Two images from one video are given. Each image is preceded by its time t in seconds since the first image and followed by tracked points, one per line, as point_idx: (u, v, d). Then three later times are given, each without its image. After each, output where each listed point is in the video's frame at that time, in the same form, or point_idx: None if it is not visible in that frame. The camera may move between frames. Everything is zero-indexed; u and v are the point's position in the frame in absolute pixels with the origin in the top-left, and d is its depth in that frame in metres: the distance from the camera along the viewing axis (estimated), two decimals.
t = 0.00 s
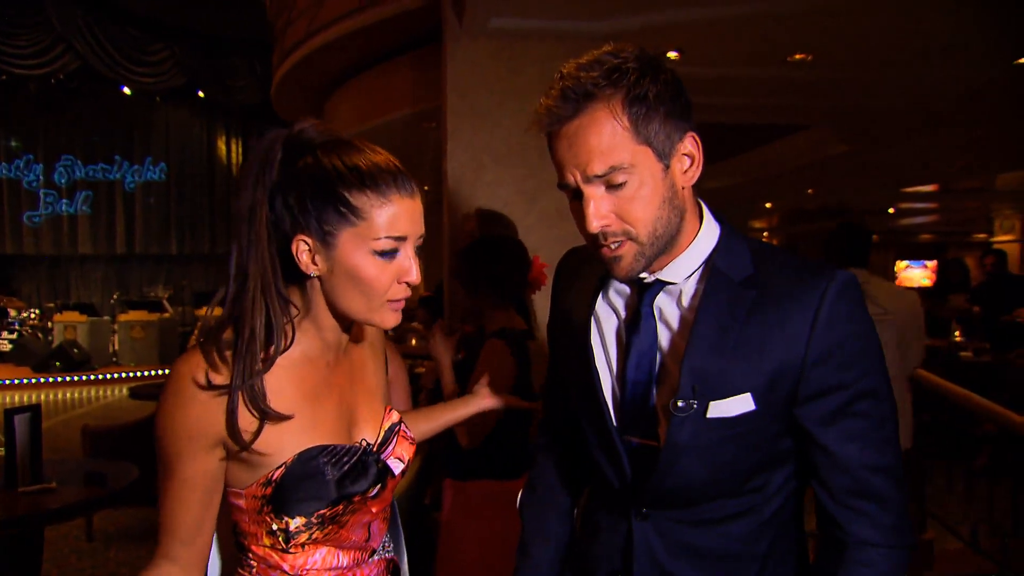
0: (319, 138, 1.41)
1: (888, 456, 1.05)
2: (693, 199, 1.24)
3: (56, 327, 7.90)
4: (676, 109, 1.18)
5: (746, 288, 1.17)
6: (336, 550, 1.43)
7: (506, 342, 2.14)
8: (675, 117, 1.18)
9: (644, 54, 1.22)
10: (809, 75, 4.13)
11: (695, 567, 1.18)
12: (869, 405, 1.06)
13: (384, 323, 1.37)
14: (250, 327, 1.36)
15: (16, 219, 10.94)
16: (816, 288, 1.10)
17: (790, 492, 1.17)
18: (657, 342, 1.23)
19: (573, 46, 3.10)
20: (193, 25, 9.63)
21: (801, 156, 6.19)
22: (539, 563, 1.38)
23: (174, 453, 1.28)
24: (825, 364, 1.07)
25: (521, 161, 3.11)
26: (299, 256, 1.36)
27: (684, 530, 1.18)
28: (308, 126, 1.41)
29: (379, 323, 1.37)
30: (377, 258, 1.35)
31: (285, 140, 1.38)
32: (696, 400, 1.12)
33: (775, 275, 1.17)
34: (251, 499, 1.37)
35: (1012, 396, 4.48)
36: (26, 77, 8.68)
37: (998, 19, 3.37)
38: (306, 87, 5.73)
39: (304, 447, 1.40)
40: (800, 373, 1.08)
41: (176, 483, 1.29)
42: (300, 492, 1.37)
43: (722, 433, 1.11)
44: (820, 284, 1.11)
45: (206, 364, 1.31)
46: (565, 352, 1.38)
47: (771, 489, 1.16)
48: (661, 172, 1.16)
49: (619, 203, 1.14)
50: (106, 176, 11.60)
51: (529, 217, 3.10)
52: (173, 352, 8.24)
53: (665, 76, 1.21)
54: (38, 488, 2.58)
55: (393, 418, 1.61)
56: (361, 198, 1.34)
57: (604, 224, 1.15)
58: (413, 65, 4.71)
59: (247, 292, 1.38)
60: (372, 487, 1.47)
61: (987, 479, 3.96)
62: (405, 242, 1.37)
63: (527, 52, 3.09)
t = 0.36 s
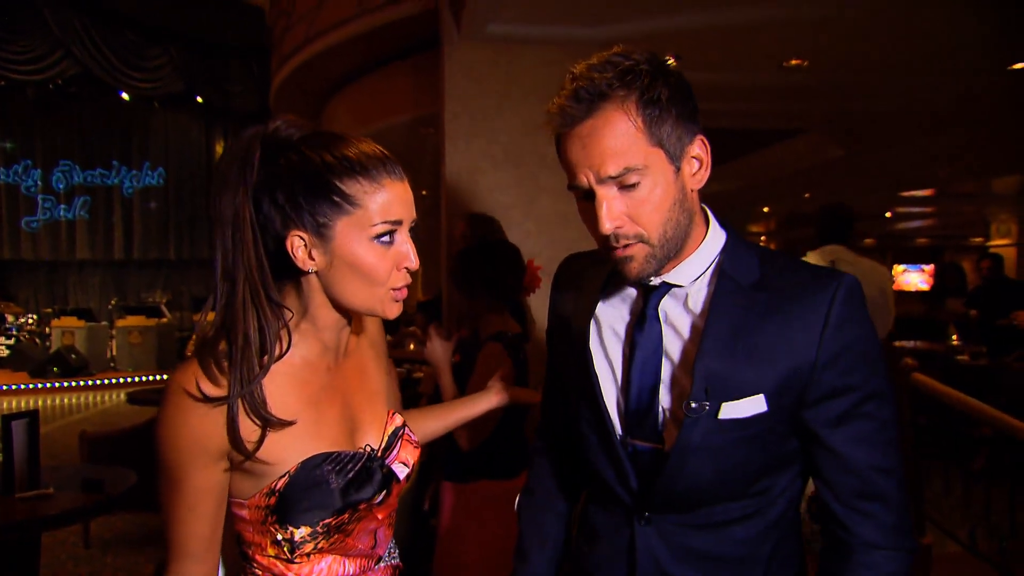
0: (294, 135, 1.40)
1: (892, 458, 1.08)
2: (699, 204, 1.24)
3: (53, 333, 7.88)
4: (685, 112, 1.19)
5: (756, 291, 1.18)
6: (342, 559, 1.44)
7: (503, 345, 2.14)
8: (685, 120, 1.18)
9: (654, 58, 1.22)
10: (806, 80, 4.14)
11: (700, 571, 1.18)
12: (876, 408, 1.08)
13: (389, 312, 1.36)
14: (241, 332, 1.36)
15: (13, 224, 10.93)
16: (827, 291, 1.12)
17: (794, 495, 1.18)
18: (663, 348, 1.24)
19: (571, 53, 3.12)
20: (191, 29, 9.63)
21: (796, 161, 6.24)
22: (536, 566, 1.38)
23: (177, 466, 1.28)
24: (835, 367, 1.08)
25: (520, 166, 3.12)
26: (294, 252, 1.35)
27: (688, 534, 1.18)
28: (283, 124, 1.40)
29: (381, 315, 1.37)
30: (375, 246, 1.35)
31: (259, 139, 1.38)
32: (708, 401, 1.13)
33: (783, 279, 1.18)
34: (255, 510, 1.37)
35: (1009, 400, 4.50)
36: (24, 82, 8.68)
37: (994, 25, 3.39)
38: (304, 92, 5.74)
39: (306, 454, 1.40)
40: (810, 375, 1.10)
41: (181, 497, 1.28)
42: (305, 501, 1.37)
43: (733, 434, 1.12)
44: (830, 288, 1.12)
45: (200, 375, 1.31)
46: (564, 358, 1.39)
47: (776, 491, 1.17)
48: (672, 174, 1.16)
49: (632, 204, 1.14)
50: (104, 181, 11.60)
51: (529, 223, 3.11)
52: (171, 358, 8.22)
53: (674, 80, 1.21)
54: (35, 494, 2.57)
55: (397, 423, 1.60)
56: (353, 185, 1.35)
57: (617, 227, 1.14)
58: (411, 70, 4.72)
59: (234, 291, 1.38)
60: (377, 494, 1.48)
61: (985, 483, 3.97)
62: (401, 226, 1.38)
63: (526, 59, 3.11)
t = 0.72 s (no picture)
0: (307, 139, 1.41)
1: (901, 461, 1.07)
2: (711, 207, 1.24)
3: (60, 334, 7.93)
4: (698, 115, 1.19)
5: (768, 292, 1.18)
6: (342, 561, 1.44)
7: (506, 347, 2.15)
8: (698, 123, 1.19)
9: (666, 61, 1.22)
10: (811, 83, 4.14)
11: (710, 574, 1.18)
12: (886, 410, 1.08)
13: (397, 318, 1.37)
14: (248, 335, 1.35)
15: (21, 224, 10.92)
16: (839, 293, 1.11)
17: (804, 497, 1.18)
18: (673, 350, 1.24)
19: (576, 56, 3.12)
20: (197, 33, 9.69)
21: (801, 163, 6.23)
22: (528, 564, 1.38)
23: (183, 465, 1.28)
24: (846, 367, 1.08)
25: (524, 169, 3.13)
26: (307, 257, 1.36)
27: (698, 536, 1.18)
28: (297, 126, 1.40)
29: (391, 319, 1.38)
30: (387, 250, 1.36)
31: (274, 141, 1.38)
32: (720, 402, 1.13)
33: (795, 280, 1.18)
34: (256, 508, 1.38)
35: (1015, 403, 4.49)
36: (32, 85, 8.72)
37: (999, 29, 3.39)
38: (309, 95, 5.77)
39: (307, 455, 1.41)
40: (820, 376, 1.10)
41: (187, 497, 1.29)
42: (304, 501, 1.38)
43: (745, 435, 1.12)
44: (841, 289, 1.12)
45: (207, 377, 1.31)
46: (565, 354, 1.41)
47: (786, 493, 1.17)
48: (686, 178, 1.17)
49: (646, 208, 1.14)
50: (110, 183, 11.67)
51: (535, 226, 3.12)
52: (176, 359, 8.26)
53: (686, 82, 1.21)
54: (42, 495, 2.58)
55: (402, 426, 1.60)
56: (367, 193, 1.35)
57: (631, 232, 1.14)
58: (415, 73, 4.75)
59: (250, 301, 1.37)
60: (377, 497, 1.47)
61: (991, 486, 3.95)
62: (413, 233, 1.38)
63: (530, 62, 3.12)
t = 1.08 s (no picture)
0: (298, 146, 1.40)
1: (896, 456, 1.07)
2: (713, 209, 1.24)
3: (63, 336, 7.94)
4: (697, 117, 1.19)
5: (767, 287, 1.17)
6: (329, 568, 1.44)
7: (500, 346, 2.19)
8: (697, 125, 1.19)
9: (665, 63, 1.23)
10: (814, 84, 4.13)
11: (706, 572, 1.18)
12: (882, 405, 1.07)
13: (398, 320, 1.38)
14: (244, 345, 1.36)
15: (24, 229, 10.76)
16: (837, 289, 1.11)
17: (802, 494, 1.18)
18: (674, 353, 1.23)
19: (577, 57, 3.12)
20: (201, 35, 9.71)
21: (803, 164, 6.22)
22: (547, 565, 1.37)
23: (174, 470, 1.29)
24: (841, 363, 1.08)
25: (524, 170, 3.13)
26: (305, 263, 1.37)
27: (694, 534, 1.18)
28: (287, 134, 1.40)
29: (393, 322, 1.38)
30: (385, 252, 1.36)
31: (264, 150, 1.37)
32: (714, 397, 1.13)
33: (793, 275, 1.18)
34: (246, 511, 1.38)
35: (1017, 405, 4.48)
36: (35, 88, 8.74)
37: (1001, 29, 3.38)
38: (312, 97, 5.78)
39: (300, 461, 1.41)
40: (816, 371, 1.10)
41: (177, 500, 1.30)
42: (294, 507, 1.38)
43: (739, 431, 1.12)
44: (841, 284, 1.11)
45: (201, 385, 1.31)
46: (569, 347, 1.41)
47: (783, 490, 1.16)
48: (685, 180, 1.17)
49: (645, 211, 1.14)
50: (113, 185, 11.75)
51: (532, 224, 3.12)
52: (179, 360, 8.27)
53: (685, 84, 1.22)
54: (44, 495, 2.59)
55: (399, 432, 1.60)
56: (361, 194, 1.35)
57: (632, 234, 1.14)
58: (417, 75, 4.76)
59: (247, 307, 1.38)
60: (368, 506, 1.47)
61: (993, 489, 3.94)
62: (410, 233, 1.39)
63: (530, 63, 3.12)
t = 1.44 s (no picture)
0: (287, 148, 1.40)
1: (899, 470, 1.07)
2: (704, 211, 1.24)
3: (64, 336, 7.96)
4: (685, 117, 1.19)
5: (771, 299, 1.17)
6: (326, 571, 1.44)
7: (495, 344, 2.19)
8: (685, 124, 1.18)
9: (657, 63, 1.23)
10: (814, 85, 4.13)
11: None
12: (887, 421, 1.07)
13: (390, 320, 1.39)
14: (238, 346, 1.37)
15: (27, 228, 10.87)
16: (841, 302, 1.10)
17: (802, 504, 1.18)
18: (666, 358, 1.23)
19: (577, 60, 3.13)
20: (202, 36, 9.73)
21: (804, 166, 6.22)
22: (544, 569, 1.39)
23: (168, 475, 1.29)
24: (847, 379, 1.08)
25: (523, 172, 3.13)
26: (296, 265, 1.36)
27: (692, 544, 1.18)
28: (276, 137, 1.41)
29: (384, 322, 1.39)
30: (376, 254, 1.37)
31: (254, 152, 1.38)
32: (719, 411, 1.13)
33: (798, 287, 1.17)
34: (242, 514, 1.38)
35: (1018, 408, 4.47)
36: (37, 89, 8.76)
37: (1001, 31, 3.38)
38: (313, 98, 5.80)
39: (297, 463, 1.41)
40: (822, 387, 1.09)
41: (173, 504, 1.29)
42: (292, 509, 1.37)
43: (744, 444, 1.12)
44: (846, 298, 1.11)
45: (196, 389, 1.31)
46: (566, 360, 1.41)
47: (782, 500, 1.17)
48: (672, 179, 1.16)
49: (631, 209, 1.14)
50: (116, 186, 11.76)
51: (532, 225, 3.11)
52: (180, 361, 8.28)
53: (674, 84, 1.21)
54: (44, 495, 2.60)
55: (396, 433, 1.61)
56: (352, 195, 1.36)
57: (615, 232, 1.15)
58: (418, 76, 4.76)
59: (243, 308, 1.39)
60: (365, 507, 1.46)
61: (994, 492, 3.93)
62: (401, 233, 1.40)
63: (530, 65, 3.12)
